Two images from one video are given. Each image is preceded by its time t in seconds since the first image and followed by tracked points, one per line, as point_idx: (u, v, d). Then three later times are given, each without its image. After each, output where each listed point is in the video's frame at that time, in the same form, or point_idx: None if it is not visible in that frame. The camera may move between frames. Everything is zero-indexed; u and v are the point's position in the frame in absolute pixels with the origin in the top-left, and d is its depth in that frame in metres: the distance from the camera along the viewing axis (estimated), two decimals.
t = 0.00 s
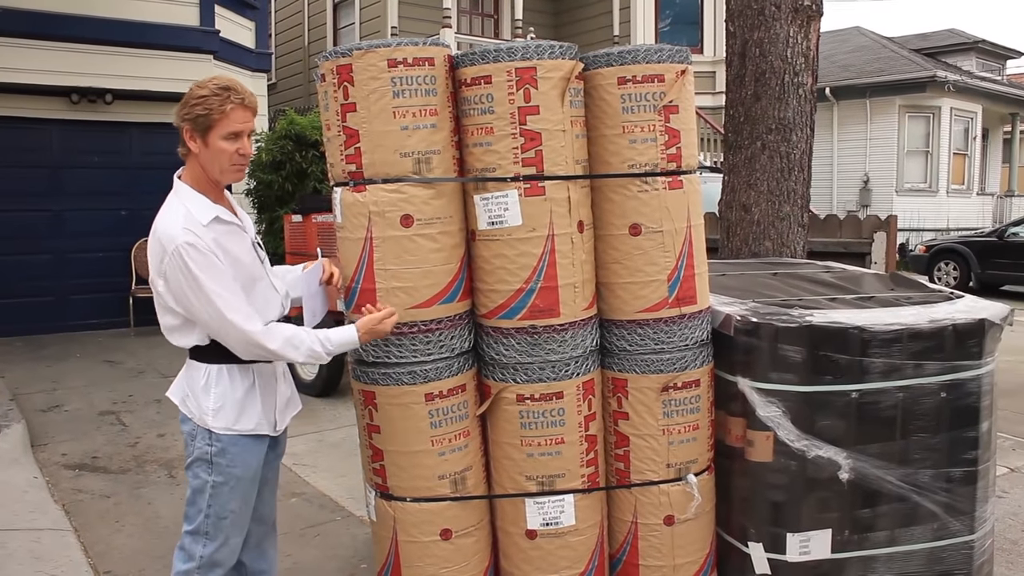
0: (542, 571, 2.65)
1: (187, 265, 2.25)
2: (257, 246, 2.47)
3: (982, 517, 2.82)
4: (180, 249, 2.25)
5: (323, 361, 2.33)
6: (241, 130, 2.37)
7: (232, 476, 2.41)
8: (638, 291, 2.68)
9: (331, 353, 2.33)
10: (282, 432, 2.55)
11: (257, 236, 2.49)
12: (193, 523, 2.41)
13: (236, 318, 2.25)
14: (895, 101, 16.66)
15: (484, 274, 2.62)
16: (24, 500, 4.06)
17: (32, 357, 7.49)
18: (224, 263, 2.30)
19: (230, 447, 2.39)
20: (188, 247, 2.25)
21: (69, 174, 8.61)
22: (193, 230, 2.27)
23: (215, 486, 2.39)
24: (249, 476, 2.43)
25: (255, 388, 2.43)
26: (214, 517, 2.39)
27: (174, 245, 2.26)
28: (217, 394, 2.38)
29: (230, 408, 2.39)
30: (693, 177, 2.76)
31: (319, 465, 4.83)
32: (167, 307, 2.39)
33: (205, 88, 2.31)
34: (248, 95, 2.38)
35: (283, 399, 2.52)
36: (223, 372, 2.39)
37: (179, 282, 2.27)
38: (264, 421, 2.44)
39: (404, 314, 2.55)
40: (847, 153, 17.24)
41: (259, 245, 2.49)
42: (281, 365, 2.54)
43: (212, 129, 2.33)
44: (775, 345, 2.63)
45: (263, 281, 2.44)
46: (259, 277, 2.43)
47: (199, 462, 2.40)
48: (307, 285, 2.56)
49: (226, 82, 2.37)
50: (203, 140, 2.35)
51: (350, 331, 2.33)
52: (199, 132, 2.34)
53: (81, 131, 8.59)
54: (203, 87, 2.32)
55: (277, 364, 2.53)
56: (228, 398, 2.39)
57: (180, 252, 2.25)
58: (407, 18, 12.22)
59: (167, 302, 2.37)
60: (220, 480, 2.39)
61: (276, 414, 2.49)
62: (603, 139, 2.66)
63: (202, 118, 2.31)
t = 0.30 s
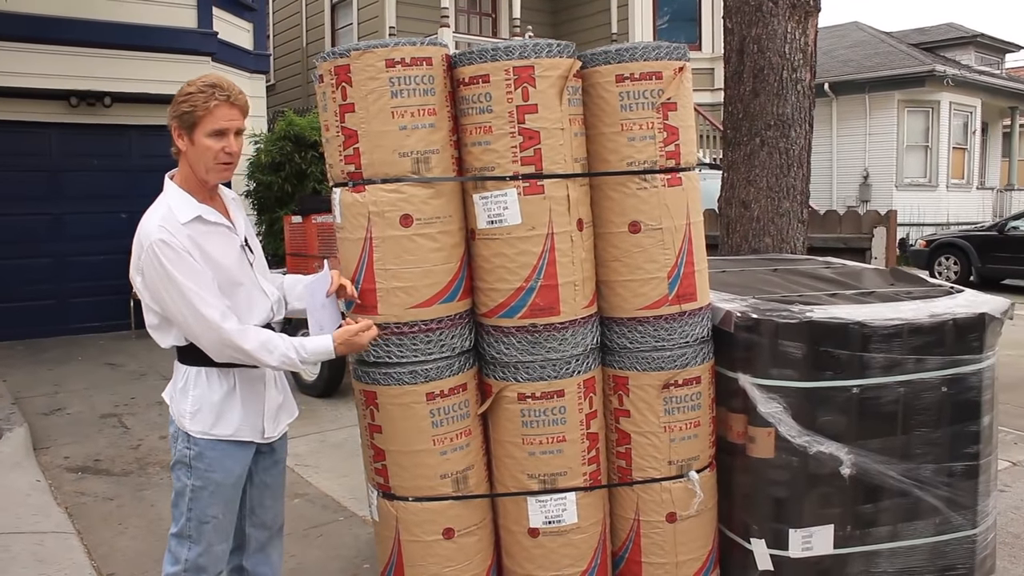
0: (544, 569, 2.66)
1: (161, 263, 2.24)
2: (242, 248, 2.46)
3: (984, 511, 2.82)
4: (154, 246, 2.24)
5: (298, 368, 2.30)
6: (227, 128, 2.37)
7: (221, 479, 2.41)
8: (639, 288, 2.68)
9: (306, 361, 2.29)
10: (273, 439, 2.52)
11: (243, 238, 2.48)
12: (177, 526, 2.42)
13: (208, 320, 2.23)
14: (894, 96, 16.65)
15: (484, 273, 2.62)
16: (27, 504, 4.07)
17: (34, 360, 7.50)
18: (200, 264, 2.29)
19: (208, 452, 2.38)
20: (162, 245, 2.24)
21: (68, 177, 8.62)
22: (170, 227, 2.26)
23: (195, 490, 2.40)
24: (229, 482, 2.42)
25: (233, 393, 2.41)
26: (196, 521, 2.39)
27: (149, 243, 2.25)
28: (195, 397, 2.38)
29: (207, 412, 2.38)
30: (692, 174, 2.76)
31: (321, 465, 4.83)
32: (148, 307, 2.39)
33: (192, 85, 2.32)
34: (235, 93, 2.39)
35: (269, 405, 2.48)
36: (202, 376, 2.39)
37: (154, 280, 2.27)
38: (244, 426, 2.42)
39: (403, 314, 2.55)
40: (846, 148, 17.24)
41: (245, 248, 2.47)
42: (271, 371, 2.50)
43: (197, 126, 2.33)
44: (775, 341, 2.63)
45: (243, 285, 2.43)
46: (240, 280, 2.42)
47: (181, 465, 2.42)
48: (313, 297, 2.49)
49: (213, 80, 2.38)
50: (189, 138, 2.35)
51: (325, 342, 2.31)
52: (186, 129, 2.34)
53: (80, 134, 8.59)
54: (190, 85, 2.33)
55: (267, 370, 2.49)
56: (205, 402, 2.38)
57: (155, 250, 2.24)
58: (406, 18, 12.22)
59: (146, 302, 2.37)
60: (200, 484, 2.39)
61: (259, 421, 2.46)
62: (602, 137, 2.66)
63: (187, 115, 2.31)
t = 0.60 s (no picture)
0: (547, 567, 2.66)
1: (141, 263, 2.23)
2: (234, 248, 2.46)
3: (986, 508, 2.82)
4: (138, 247, 2.24)
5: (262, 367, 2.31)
6: (206, 121, 2.38)
7: (221, 481, 2.42)
8: (640, 287, 2.69)
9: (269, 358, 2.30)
10: (269, 442, 2.52)
11: (234, 239, 2.48)
12: (175, 529, 2.42)
13: (178, 321, 2.22)
14: (894, 92, 16.64)
15: (484, 272, 2.62)
16: (30, 505, 4.07)
17: (35, 362, 7.50)
18: (180, 263, 2.29)
19: (202, 455, 2.39)
20: (145, 245, 2.24)
21: (69, 178, 8.62)
22: (156, 227, 2.27)
23: (190, 494, 2.40)
24: (225, 485, 2.43)
25: (226, 397, 2.41)
26: (194, 524, 2.40)
27: (133, 242, 2.26)
28: (189, 400, 2.38)
29: (200, 416, 2.38)
30: (692, 172, 2.76)
31: (323, 465, 4.83)
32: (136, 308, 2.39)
33: (168, 84, 2.34)
34: (211, 86, 2.40)
35: (264, 409, 2.48)
36: (195, 380, 2.39)
37: (135, 281, 2.26)
38: (237, 429, 2.42)
39: (403, 313, 2.55)
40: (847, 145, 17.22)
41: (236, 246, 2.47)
42: (266, 375, 2.50)
43: (178, 124, 2.35)
44: (777, 339, 2.63)
45: (230, 286, 2.42)
46: (226, 282, 2.41)
47: (176, 469, 2.41)
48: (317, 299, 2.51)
49: (191, 76, 2.40)
50: (172, 137, 2.36)
51: (289, 333, 2.34)
52: (167, 128, 2.36)
53: (80, 135, 8.60)
54: (166, 84, 2.36)
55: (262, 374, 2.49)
56: (199, 405, 2.38)
57: (137, 249, 2.24)
58: (405, 18, 12.22)
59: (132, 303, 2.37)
60: (195, 488, 2.39)
61: (254, 424, 2.46)
62: (601, 136, 2.67)
63: (167, 113, 2.33)
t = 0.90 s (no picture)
0: (551, 567, 2.66)
1: (122, 270, 2.23)
2: (222, 247, 2.46)
3: (991, 507, 2.82)
4: (120, 252, 2.24)
5: (241, 380, 2.33)
6: (181, 119, 2.37)
7: (219, 483, 2.42)
8: (645, 286, 2.68)
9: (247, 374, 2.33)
10: (266, 444, 2.51)
11: (222, 237, 2.47)
12: (173, 532, 2.43)
13: (159, 330, 2.23)
14: (898, 90, 16.62)
15: (489, 272, 2.62)
16: (36, 504, 4.08)
17: (40, 362, 7.52)
18: (162, 269, 2.29)
19: (197, 458, 2.40)
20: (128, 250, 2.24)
21: (73, 179, 8.63)
22: (138, 232, 2.26)
23: (186, 496, 2.41)
24: (220, 488, 2.43)
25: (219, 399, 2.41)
26: (191, 527, 2.40)
27: (115, 248, 2.25)
28: (182, 403, 2.39)
29: (194, 419, 2.38)
30: (696, 171, 2.75)
31: (328, 465, 4.84)
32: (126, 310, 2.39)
33: (138, 86, 2.34)
34: (182, 83, 2.40)
35: (259, 411, 2.47)
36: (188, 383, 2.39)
37: (115, 287, 2.26)
38: (232, 431, 2.42)
39: (408, 313, 2.55)
40: (850, 143, 17.20)
41: (224, 245, 2.47)
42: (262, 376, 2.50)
43: (154, 126, 2.34)
44: (781, 338, 2.63)
45: (216, 287, 2.42)
46: (213, 283, 2.41)
47: (171, 472, 2.43)
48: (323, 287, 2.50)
49: (161, 76, 2.39)
50: (150, 140, 2.36)
51: (269, 347, 2.36)
52: (144, 132, 2.36)
53: (84, 136, 8.61)
54: (135, 86, 2.36)
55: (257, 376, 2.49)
56: (192, 407, 2.38)
57: (117, 256, 2.23)
58: (408, 17, 12.23)
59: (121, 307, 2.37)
60: (190, 490, 2.40)
61: (249, 426, 2.45)
62: (605, 135, 2.66)
63: (140, 116, 2.33)
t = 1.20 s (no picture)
0: (554, 569, 2.67)
1: (113, 282, 2.22)
2: (210, 250, 2.46)
3: (995, 509, 2.82)
4: (109, 265, 2.23)
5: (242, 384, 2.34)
6: (171, 130, 2.37)
7: (215, 484, 2.43)
8: (648, 289, 2.69)
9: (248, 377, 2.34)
10: (259, 443, 2.53)
11: (210, 241, 2.47)
12: (169, 535, 2.43)
13: (155, 339, 2.23)
14: (901, 92, 16.61)
15: (492, 275, 2.63)
16: (40, 506, 4.09)
17: (44, 364, 7.54)
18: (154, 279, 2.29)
19: (192, 461, 2.40)
20: (117, 262, 2.23)
21: (77, 181, 8.65)
22: (126, 244, 2.25)
23: (182, 499, 2.41)
24: (216, 490, 2.44)
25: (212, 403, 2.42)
26: (188, 530, 2.41)
27: (104, 261, 2.24)
28: (175, 408, 2.39)
29: (188, 422, 2.39)
30: (699, 173, 2.76)
31: (331, 467, 4.85)
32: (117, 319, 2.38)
33: (121, 98, 2.31)
34: (167, 92, 2.39)
35: (252, 411, 2.48)
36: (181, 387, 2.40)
37: (105, 298, 2.25)
38: (227, 433, 2.43)
39: (411, 315, 2.56)
40: (854, 145, 17.19)
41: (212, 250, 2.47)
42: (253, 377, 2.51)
43: (143, 140, 2.33)
44: (784, 340, 2.63)
45: (206, 294, 2.43)
46: (203, 289, 2.42)
47: (166, 476, 2.43)
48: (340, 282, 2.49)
49: (145, 85, 2.36)
50: (139, 153, 2.35)
51: (267, 349, 2.36)
52: (132, 146, 2.34)
53: (88, 139, 8.64)
54: (119, 97, 2.32)
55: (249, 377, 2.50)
56: (186, 411, 2.39)
57: (107, 268, 2.22)
58: (411, 21, 12.25)
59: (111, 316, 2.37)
60: (186, 493, 2.41)
61: (242, 427, 2.47)
62: (609, 137, 2.67)
63: (129, 130, 2.31)
